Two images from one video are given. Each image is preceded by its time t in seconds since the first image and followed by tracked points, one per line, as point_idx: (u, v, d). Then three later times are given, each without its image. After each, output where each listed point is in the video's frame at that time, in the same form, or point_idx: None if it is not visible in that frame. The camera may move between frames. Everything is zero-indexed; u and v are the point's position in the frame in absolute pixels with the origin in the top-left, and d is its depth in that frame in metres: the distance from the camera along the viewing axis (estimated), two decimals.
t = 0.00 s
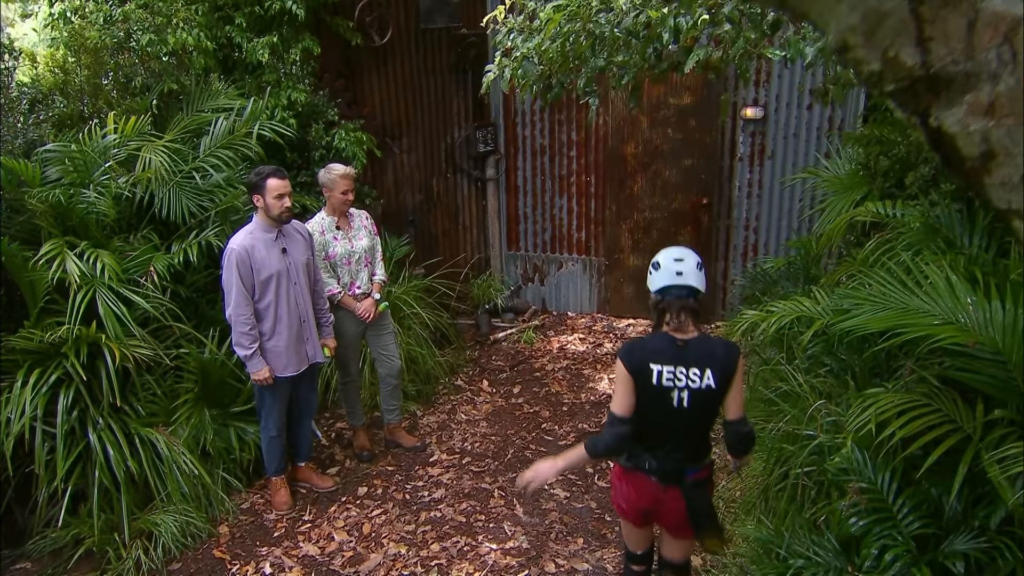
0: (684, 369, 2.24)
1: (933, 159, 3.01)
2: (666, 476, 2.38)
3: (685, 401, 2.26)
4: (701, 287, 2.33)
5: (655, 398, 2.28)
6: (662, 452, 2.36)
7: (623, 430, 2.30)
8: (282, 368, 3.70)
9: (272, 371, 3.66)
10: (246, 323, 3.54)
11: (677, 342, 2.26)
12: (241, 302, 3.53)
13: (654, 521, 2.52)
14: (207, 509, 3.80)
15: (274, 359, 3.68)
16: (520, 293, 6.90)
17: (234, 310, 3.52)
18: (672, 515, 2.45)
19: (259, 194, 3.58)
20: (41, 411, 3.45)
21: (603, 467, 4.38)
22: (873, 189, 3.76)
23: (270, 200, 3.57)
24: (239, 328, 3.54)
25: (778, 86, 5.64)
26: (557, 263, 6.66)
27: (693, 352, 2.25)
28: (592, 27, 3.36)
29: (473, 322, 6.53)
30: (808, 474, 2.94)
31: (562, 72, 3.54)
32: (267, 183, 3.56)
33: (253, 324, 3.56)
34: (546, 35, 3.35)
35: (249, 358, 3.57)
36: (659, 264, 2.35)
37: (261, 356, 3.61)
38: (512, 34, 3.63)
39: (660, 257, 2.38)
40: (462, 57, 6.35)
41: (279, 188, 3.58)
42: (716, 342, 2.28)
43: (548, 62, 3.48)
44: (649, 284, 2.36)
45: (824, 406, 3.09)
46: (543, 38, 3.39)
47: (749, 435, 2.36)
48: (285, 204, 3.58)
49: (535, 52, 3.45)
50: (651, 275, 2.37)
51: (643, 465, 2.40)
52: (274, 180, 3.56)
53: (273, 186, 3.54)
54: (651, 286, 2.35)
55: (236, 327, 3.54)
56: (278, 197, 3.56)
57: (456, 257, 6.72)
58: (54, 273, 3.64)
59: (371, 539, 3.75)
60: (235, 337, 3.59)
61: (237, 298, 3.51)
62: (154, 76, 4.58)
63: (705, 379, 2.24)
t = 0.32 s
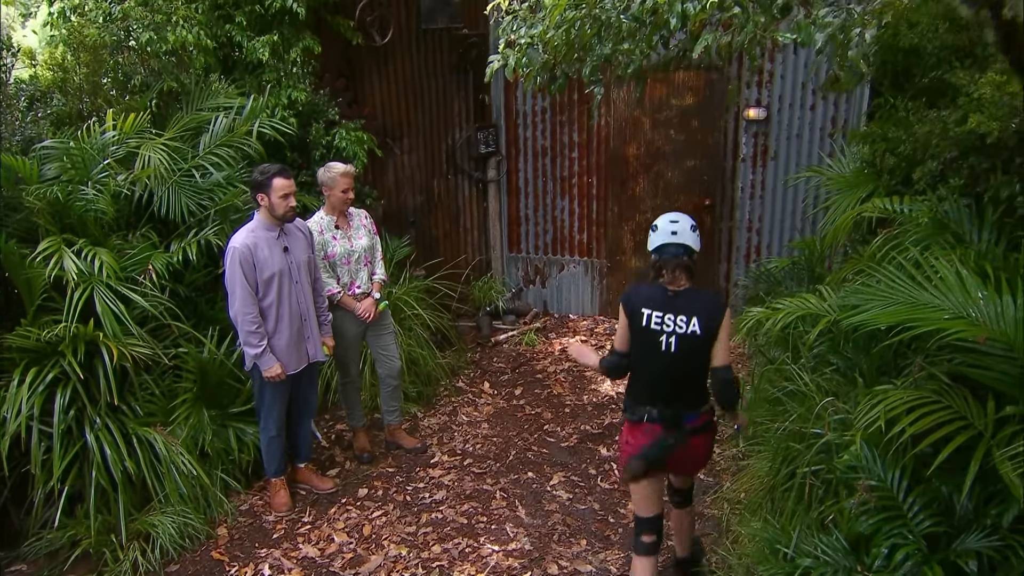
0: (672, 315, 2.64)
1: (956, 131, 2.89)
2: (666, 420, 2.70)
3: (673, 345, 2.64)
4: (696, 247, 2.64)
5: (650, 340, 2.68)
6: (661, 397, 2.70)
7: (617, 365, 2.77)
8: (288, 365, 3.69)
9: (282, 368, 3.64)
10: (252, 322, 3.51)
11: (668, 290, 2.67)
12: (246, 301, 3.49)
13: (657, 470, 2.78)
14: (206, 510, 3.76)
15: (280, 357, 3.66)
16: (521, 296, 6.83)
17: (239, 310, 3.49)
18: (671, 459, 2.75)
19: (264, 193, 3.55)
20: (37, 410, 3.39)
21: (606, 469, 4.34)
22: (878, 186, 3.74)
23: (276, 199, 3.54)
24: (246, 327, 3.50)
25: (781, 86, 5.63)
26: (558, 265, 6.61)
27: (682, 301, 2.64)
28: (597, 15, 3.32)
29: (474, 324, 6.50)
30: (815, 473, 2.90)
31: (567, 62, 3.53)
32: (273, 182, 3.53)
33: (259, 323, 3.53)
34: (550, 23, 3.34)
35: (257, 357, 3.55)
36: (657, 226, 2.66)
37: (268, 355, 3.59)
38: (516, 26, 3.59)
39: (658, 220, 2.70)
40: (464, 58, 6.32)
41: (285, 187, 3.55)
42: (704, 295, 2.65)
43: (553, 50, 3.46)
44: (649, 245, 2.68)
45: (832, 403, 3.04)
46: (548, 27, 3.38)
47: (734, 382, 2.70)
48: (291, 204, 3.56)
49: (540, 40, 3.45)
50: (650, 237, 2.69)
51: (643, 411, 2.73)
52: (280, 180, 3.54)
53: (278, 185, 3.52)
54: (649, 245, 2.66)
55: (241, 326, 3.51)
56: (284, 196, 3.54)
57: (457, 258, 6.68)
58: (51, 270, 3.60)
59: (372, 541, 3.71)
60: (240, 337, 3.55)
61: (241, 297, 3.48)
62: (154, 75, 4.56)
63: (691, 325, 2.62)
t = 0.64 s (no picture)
0: (691, 274, 2.86)
1: (964, 121, 2.77)
2: (687, 375, 2.95)
3: (696, 300, 2.87)
4: (703, 216, 2.88)
5: (673, 303, 2.88)
6: (682, 354, 2.94)
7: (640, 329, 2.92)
8: (288, 361, 3.66)
9: (282, 363, 3.61)
10: (252, 316, 3.48)
11: (685, 253, 2.88)
12: (246, 295, 3.46)
13: (676, 419, 3.02)
14: (203, 509, 3.70)
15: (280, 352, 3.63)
16: (521, 296, 6.77)
17: (239, 304, 3.46)
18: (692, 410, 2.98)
19: (267, 185, 3.51)
20: (32, 406, 3.34)
21: (609, 468, 4.28)
22: (883, 180, 3.71)
23: (279, 191, 3.52)
24: (246, 322, 3.47)
25: (784, 84, 5.59)
26: (559, 265, 6.55)
27: (698, 260, 2.87)
28: None
29: (474, 324, 6.47)
30: (822, 468, 2.85)
31: (570, 46, 3.46)
32: (277, 174, 3.51)
33: (258, 317, 3.50)
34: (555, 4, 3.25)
35: (257, 353, 3.52)
36: (668, 195, 2.91)
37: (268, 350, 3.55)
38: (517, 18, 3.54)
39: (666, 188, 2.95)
40: (465, 55, 6.26)
41: (287, 180, 3.53)
42: (715, 253, 2.92)
43: (557, 32, 3.35)
44: (659, 211, 2.94)
45: (839, 397, 2.99)
46: (551, 8, 3.28)
47: (742, 327, 3.06)
48: (294, 197, 3.54)
49: (543, 20, 3.34)
50: (660, 203, 2.95)
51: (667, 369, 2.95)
52: (283, 173, 3.51)
53: (281, 178, 3.49)
54: (660, 213, 2.92)
55: (240, 321, 3.48)
56: (287, 189, 3.52)
57: (457, 256, 6.69)
58: (46, 264, 3.55)
59: (371, 540, 3.66)
60: (240, 331, 3.52)
61: (241, 291, 3.45)
62: (151, 69, 4.49)
63: (710, 280, 2.87)
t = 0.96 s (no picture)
0: (698, 252, 2.95)
1: (974, 109, 2.67)
2: (688, 344, 3.06)
3: (702, 276, 2.97)
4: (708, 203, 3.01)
5: (679, 278, 2.95)
6: (684, 327, 3.03)
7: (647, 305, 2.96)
8: (285, 357, 3.61)
9: (276, 360, 3.56)
10: (249, 310, 3.43)
11: (689, 229, 2.95)
12: (244, 288, 3.42)
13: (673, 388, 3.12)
14: (200, 507, 3.65)
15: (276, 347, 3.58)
16: (522, 296, 6.70)
17: (237, 297, 3.41)
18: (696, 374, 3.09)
19: (270, 177, 3.47)
20: (25, 401, 3.28)
21: (611, 466, 4.23)
22: (892, 173, 3.65)
23: (281, 183, 3.48)
24: (242, 315, 3.43)
25: (787, 80, 5.54)
26: (560, 264, 6.49)
27: (702, 238, 2.97)
28: None
29: (474, 324, 6.42)
30: (831, 462, 2.80)
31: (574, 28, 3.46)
32: (281, 166, 3.47)
33: (256, 311, 3.45)
34: None
35: (252, 347, 3.47)
36: (693, 179, 2.89)
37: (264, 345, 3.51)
38: (521, 10, 3.52)
39: (683, 170, 2.91)
40: (465, 52, 6.16)
41: (291, 173, 3.49)
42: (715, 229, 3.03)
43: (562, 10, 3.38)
44: (682, 196, 2.91)
45: (848, 389, 2.93)
46: None
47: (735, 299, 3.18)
48: (297, 189, 3.50)
49: None
50: (682, 187, 2.90)
51: (669, 341, 3.04)
52: (287, 165, 3.48)
53: (285, 171, 3.46)
54: (683, 196, 2.88)
55: (238, 314, 3.43)
56: (291, 181, 3.48)
57: (458, 254, 6.62)
58: (41, 256, 3.51)
59: (370, 537, 3.60)
60: (238, 325, 3.47)
61: (239, 284, 3.40)
62: (147, 63, 4.45)
63: (714, 256, 2.98)
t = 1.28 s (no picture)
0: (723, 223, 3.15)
1: (984, 97, 2.63)
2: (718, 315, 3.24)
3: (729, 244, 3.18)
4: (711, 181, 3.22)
5: (712, 250, 3.12)
6: (716, 298, 3.20)
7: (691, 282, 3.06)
8: (286, 351, 3.55)
9: (278, 354, 3.50)
10: (250, 304, 3.38)
11: (709, 202, 3.12)
12: (245, 281, 3.36)
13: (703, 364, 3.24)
14: (197, 505, 3.58)
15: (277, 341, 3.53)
16: (524, 297, 6.64)
17: (238, 290, 3.36)
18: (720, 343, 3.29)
19: (270, 168, 3.43)
20: (19, 395, 3.22)
21: (615, 464, 4.16)
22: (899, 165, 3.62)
23: (282, 174, 3.44)
24: (244, 309, 3.37)
25: (791, 79, 5.49)
26: (562, 265, 6.42)
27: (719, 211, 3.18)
28: None
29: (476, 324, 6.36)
30: (842, 455, 2.74)
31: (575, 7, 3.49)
32: (281, 157, 3.43)
33: (257, 304, 3.39)
34: None
35: (254, 341, 3.41)
36: (714, 162, 3.06)
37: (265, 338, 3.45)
38: None
39: (703, 152, 3.05)
40: (467, 51, 6.13)
41: (291, 163, 3.45)
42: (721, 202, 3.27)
43: None
44: (704, 178, 3.06)
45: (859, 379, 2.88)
46: None
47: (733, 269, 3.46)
48: (298, 179, 3.46)
49: None
50: (705, 170, 3.05)
51: (713, 314, 3.19)
52: (286, 156, 3.43)
53: (285, 161, 3.42)
54: (706, 178, 3.04)
55: (238, 307, 3.37)
56: (291, 172, 3.44)
57: (459, 252, 6.58)
58: (36, 248, 3.46)
59: (371, 536, 3.54)
60: (238, 318, 3.41)
61: (240, 276, 3.35)
62: (147, 58, 4.48)
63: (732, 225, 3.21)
